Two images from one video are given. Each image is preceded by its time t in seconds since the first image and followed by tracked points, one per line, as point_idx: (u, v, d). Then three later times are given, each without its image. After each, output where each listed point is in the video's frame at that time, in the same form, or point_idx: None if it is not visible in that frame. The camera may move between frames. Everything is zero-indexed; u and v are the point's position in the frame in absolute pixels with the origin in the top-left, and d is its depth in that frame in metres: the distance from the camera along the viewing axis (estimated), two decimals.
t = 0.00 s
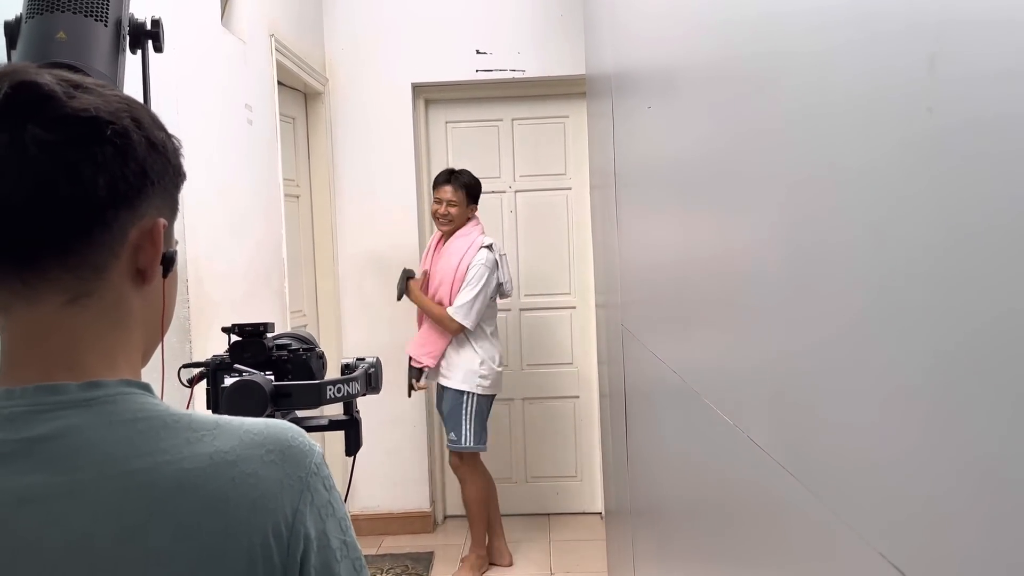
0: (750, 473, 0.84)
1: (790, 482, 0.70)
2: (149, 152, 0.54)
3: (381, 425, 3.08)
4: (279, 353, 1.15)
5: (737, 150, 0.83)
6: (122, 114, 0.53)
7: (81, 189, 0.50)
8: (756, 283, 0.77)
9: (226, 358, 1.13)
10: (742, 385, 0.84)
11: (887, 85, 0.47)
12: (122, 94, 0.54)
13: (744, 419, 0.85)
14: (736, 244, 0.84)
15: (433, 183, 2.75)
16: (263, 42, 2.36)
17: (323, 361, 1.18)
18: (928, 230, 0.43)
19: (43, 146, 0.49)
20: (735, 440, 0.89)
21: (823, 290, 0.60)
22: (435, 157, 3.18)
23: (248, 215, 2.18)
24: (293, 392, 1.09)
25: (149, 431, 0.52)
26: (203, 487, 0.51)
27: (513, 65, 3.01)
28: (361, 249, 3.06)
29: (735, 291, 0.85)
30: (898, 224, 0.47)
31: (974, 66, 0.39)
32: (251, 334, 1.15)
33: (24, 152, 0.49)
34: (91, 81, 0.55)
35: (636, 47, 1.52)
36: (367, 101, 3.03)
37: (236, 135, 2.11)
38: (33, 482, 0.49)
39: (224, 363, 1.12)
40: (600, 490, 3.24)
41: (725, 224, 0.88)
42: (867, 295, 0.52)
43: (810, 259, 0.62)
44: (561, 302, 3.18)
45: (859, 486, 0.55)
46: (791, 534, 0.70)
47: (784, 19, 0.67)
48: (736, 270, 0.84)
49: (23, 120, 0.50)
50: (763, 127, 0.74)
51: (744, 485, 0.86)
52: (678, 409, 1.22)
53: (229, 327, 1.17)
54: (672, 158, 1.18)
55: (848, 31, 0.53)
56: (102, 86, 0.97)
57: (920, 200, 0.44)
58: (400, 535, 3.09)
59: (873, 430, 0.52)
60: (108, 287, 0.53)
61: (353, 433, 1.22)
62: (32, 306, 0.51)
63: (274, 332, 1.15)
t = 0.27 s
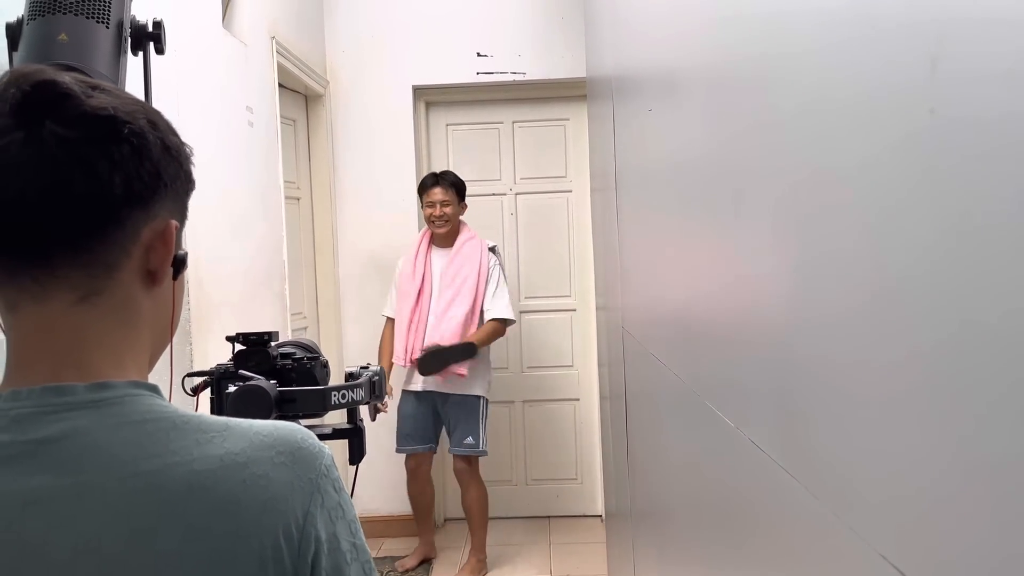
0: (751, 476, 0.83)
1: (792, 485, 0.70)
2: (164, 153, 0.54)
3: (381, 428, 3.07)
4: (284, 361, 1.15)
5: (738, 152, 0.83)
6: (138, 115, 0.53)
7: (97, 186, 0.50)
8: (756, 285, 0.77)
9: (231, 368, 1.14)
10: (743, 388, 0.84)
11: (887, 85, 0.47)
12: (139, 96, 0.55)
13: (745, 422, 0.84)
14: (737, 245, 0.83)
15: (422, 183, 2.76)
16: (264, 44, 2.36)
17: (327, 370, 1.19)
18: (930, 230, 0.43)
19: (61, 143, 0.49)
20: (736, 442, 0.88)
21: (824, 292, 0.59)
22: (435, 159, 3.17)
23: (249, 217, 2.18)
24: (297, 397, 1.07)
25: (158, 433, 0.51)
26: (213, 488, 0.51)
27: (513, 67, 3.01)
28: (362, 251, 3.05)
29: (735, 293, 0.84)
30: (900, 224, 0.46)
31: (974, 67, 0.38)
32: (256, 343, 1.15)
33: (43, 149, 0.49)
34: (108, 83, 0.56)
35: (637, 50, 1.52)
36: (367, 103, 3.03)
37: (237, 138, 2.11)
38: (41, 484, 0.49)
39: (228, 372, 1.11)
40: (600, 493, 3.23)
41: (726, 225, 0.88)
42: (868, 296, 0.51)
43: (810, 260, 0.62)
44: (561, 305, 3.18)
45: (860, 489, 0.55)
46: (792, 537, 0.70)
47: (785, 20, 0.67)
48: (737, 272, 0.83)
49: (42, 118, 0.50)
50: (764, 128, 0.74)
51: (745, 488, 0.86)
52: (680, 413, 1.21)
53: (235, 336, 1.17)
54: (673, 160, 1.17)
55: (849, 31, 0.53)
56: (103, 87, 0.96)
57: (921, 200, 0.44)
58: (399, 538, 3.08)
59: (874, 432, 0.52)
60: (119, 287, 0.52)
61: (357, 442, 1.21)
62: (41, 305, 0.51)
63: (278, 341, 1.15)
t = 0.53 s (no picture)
0: (751, 479, 0.83)
1: (792, 489, 0.70)
2: (170, 158, 0.54)
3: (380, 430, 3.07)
4: (284, 369, 1.15)
5: (738, 155, 0.83)
6: (146, 120, 0.54)
7: (103, 187, 0.50)
8: (756, 288, 0.76)
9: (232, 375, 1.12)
10: (743, 391, 0.84)
11: (887, 88, 0.47)
12: (147, 102, 0.55)
13: (745, 425, 0.84)
14: (737, 249, 0.83)
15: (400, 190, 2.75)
16: (264, 47, 2.36)
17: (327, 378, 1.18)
18: (930, 233, 0.43)
19: (68, 143, 0.50)
20: (736, 446, 0.88)
21: (824, 295, 0.59)
22: (435, 161, 3.17)
23: (249, 220, 2.17)
24: (299, 402, 1.09)
25: (158, 436, 0.51)
26: (213, 493, 0.50)
27: (513, 70, 3.01)
28: (362, 253, 3.05)
29: (735, 297, 0.84)
30: (900, 228, 0.46)
31: (975, 70, 0.38)
32: (256, 350, 1.16)
33: (51, 148, 0.49)
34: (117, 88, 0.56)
35: (637, 52, 1.52)
36: (367, 105, 3.03)
37: (237, 140, 2.11)
38: (40, 488, 0.48)
39: (230, 380, 1.11)
40: (600, 495, 3.22)
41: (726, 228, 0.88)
42: (868, 299, 0.51)
43: (810, 264, 0.62)
44: (561, 307, 3.17)
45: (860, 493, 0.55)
46: (792, 541, 0.69)
47: (785, 23, 0.67)
48: (737, 275, 0.83)
49: (50, 119, 0.50)
50: (764, 131, 0.74)
51: (744, 491, 0.86)
52: (680, 415, 1.21)
53: (235, 344, 1.17)
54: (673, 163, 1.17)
55: (849, 35, 0.53)
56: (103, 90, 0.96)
57: (921, 204, 0.44)
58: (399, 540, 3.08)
59: (874, 436, 0.51)
60: (121, 289, 0.52)
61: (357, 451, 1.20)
62: (44, 306, 0.51)
63: (279, 348, 1.15)
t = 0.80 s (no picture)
0: (750, 482, 0.83)
1: (791, 491, 0.70)
2: (174, 164, 0.55)
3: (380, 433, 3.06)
4: (285, 380, 1.15)
5: (737, 159, 0.83)
6: (152, 126, 0.54)
7: (106, 189, 0.50)
8: (755, 291, 0.76)
9: (233, 385, 1.12)
10: (741, 394, 0.84)
11: (886, 91, 0.47)
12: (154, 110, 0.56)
13: (743, 428, 0.84)
14: (736, 252, 0.83)
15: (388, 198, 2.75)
16: (264, 50, 2.37)
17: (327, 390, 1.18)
18: (929, 235, 0.42)
19: (74, 145, 0.50)
20: (735, 448, 0.88)
21: (823, 298, 0.59)
22: (435, 163, 3.18)
23: (249, 222, 2.17)
24: (301, 408, 1.08)
25: (156, 440, 0.51)
26: (211, 496, 0.50)
27: (513, 73, 3.02)
28: (361, 256, 3.05)
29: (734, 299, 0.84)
30: (898, 230, 0.46)
31: (974, 72, 0.38)
32: (257, 360, 1.17)
33: (56, 150, 0.50)
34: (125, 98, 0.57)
35: (636, 56, 1.53)
36: (367, 108, 3.04)
37: (237, 143, 2.11)
38: (37, 492, 0.48)
39: (231, 390, 1.11)
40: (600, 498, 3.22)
41: (725, 231, 0.88)
42: (867, 302, 0.51)
43: (809, 265, 0.62)
44: (561, 309, 3.17)
45: (858, 495, 0.55)
46: (791, 544, 0.69)
47: (784, 26, 0.67)
48: (736, 279, 0.83)
49: (57, 122, 0.51)
50: (763, 134, 0.74)
51: (744, 494, 0.85)
52: (680, 418, 1.21)
53: (235, 355, 1.19)
54: (671, 165, 1.18)
55: (848, 38, 0.53)
56: (103, 93, 0.96)
57: (920, 206, 0.43)
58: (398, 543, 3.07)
59: (873, 439, 0.51)
60: (121, 292, 0.52)
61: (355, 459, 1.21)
62: (43, 307, 0.51)
63: (279, 357, 1.17)
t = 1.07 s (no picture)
0: (749, 483, 0.83)
1: (790, 493, 0.70)
2: (178, 170, 0.55)
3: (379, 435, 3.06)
4: (289, 388, 1.15)
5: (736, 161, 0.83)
6: (157, 132, 0.54)
7: (110, 191, 0.50)
8: (755, 293, 0.76)
9: (237, 393, 1.13)
10: (741, 395, 0.84)
11: (886, 93, 0.47)
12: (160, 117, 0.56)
13: (743, 429, 0.84)
14: (735, 255, 0.84)
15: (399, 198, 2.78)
16: (264, 52, 2.37)
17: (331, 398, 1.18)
18: (928, 237, 0.43)
19: (80, 148, 0.50)
20: (734, 450, 0.88)
21: (822, 300, 0.59)
22: (434, 165, 3.18)
23: (248, 224, 2.17)
24: (304, 412, 1.09)
25: (157, 440, 0.51)
26: (212, 496, 0.50)
27: (512, 75, 3.02)
28: (360, 258, 3.05)
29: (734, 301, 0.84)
30: (897, 232, 0.46)
31: (974, 74, 0.38)
32: (260, 368, 1.16)
33: (62, 152, 0.50)
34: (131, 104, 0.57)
35: (635, 58, 1.53)
36: (367, 110, 3.04)
37: (236, 145, 2.11)
38: (38, 493, 0.48)
39: (234, 397, 1.11)
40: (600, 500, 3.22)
41: (724, 233, 0.88)
42: (866, 304, 0.51)
43: (808, 268, 0.62)
44: (561, 311, 3.17)
45: (858, 497, 0.55)
46: (791, 545, 0.69)
47: (783, 29, 0.67)
48: (735, 281, 0.83)
49: (64, 125, 0.51)
50: (762, 136, 0.74)
51: (743, 496, 0.86)
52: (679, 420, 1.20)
53: (238, 363, 1.18)
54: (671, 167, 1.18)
55: (846, 41, 0.53)
56: (103, 95, 0.97)
57: (918, 208, 0.44)
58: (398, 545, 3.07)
59: (872, 440, 0.51)
60: (122, 293, 0.52)
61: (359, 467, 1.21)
62: (45, 307, 0.51)
63: (283, 365, 1.17)
